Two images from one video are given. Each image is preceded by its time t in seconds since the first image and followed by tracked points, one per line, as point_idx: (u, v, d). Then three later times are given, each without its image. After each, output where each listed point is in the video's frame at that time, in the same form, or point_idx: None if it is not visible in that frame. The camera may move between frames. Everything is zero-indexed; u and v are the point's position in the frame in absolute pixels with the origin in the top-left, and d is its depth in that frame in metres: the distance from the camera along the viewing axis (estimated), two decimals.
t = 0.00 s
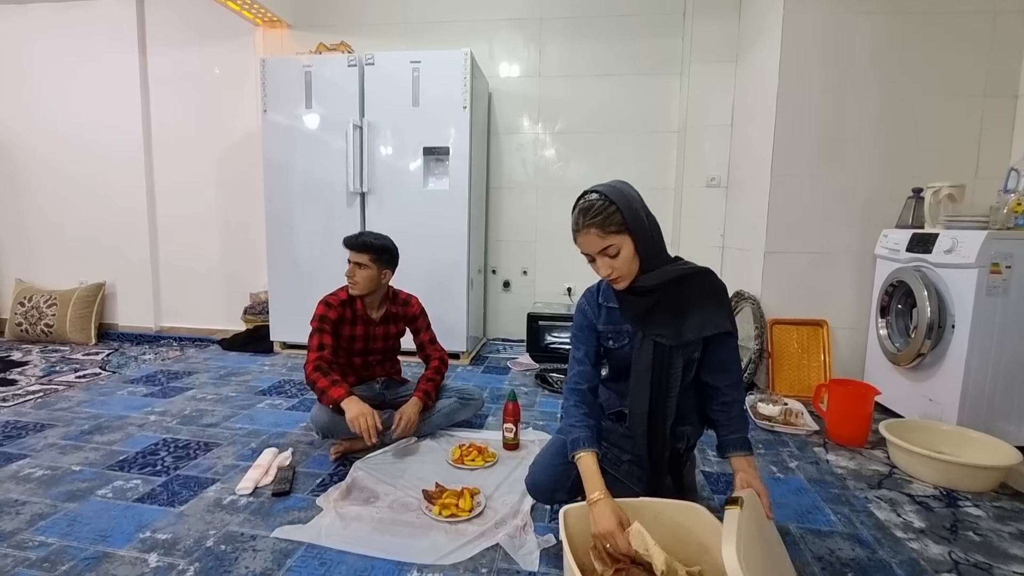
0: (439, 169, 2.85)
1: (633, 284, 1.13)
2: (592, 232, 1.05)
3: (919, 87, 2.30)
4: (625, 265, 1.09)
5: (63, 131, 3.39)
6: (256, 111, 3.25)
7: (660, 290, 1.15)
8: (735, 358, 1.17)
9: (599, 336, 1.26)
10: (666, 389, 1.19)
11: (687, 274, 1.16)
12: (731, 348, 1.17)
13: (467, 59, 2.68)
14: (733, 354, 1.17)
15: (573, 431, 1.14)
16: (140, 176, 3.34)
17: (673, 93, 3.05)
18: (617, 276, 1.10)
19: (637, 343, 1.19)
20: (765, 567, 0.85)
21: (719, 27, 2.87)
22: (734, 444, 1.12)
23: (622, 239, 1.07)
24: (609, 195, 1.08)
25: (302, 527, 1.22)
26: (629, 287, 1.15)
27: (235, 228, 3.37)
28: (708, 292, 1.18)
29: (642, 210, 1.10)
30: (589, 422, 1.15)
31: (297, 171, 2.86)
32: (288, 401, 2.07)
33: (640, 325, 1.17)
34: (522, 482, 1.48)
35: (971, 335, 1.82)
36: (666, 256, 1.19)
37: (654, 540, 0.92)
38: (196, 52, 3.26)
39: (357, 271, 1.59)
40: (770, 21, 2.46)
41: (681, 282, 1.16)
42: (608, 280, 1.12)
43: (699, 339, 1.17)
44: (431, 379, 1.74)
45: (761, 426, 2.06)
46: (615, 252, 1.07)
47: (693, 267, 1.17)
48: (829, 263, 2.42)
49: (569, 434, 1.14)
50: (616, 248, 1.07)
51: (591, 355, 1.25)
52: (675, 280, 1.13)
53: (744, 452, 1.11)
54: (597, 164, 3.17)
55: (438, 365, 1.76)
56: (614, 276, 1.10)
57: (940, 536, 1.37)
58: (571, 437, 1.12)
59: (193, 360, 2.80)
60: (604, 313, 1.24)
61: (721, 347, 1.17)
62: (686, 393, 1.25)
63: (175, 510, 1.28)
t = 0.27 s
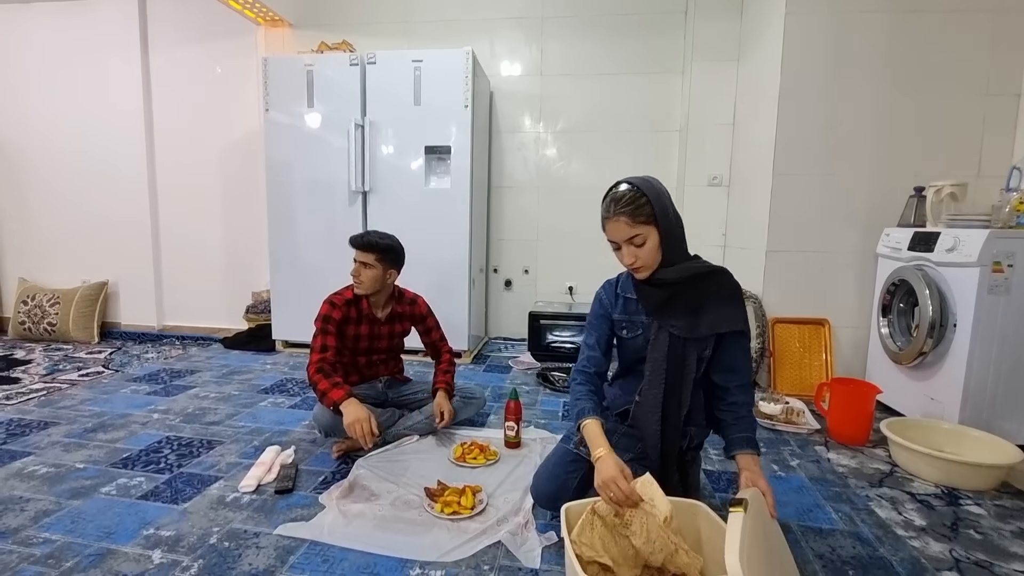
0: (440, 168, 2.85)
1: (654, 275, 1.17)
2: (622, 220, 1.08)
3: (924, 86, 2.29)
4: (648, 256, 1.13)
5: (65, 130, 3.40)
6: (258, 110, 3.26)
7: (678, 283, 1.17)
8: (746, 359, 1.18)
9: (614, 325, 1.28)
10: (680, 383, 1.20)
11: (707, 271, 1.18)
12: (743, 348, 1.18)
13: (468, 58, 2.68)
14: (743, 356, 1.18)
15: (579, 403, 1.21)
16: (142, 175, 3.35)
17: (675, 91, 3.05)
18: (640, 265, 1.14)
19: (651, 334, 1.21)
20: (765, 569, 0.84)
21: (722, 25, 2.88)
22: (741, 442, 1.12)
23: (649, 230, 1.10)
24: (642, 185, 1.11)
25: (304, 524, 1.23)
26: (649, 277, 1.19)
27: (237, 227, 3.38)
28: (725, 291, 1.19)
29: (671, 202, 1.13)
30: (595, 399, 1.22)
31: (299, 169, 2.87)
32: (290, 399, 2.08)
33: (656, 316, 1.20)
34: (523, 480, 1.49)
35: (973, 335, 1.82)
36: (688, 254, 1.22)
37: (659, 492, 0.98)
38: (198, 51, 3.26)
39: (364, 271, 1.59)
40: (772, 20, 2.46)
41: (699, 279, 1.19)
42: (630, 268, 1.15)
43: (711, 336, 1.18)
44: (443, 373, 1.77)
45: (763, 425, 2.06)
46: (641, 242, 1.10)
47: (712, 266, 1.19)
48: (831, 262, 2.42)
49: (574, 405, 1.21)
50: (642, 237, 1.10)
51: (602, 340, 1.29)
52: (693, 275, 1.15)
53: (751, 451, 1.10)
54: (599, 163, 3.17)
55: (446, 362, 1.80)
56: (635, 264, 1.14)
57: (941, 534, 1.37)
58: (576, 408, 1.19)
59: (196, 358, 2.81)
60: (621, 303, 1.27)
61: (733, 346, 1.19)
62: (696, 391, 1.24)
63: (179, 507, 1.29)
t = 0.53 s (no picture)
0: (442, 167, 2.85)
1: (665, 264, 1.17)
2: (637, 205, 1.10)
3: (927, 84, 2.29)
4: (660, 244, 1.14)
5: (67, 130, 3.40)
6: (260, 109, 3.25)
7: (690, 275, 1.17)
8: (753, 356, 1.18)
9: (622, 314, 1.32)
10: (690, 372, 1.19)
11: (718, 264, 1.19)
12: (750, 346, 1.18)
13: (469, 57, 2.68)
14: (751, 354, 1.18)
15: (585, 372, 1.25)
16: (144, 175, 3.35)
17: (677, 90, 3.04)
18: (652, 253, 1.15)
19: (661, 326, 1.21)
20: (770, 568, 0.84)
21: (724, 24, 2.87)
22: (747, 439, 1.12)
23: (663, 217, 1.12)
24: (660, 176, 1.14)
25: (308, 523, 1.23)
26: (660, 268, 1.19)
27: (239, 226, 3.38)
28: (735, 287, 1.20)
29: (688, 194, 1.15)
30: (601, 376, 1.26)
31: (300, 168, 2.87)
32: (292, 398, 2.08)
33: (666, 306, 1.20)
34: (526, 479, 1.49)
35: (976, 333, 1.81)
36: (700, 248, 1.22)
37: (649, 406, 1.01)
38: (199, 50, 3.26)
39: (371, 271, 1.59)
40: (774, 18, 2.46)
41: (711, 273, 1.19)
42: (643, 256, 1.17)
43: (718, 330, 1.18)
44: (444, 374, 1.78)
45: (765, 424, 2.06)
46: (655, 228, 1.12)
47: (724, 261, 1.20)
48: (834, 260, 2.42)
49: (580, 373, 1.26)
50: (656, 225, 1.12)
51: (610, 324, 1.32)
52: (707, 268, 1.15)
53: (757, 449, 1.11)
54: (600, 162, 3.17)
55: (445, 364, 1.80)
56: (648, 252, 1.15)
57: (945, 533, 1.37)
58: (583, 375, 1.24)
59: (198, 358, 2.81)
60: (631, 292, 1.30)
61: (741, 342, 1.19)
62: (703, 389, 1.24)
63: (182, 505, 1.29)
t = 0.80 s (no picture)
0: (445, 167, 2.85)
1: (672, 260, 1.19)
2: (646, 201, 1.12)
3: (932, 84, 2.28)
4: (667, 241, 1.15)
5: (71, 129, 3.40)
6: (263, 109, 3.26)
7: (697, 272, 1.17)
8: (758, 355, 1.18)
9: (628, 308, 1.32)
10: (697, 368, 1.18)
11: (725, 262, 1.19)
12: (756, 345, 1.18)
13: (473, 57, 2.68)
14: (756, 352, 1.18)
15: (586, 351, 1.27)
16: (147, 174, 3.36)
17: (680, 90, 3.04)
18: (659, 250, 1.16)
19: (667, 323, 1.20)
20: (777, 570, 0.85)
21: (727, 24, 2.87)
22: (753, 439, 1.13)
23: (671, 215, 1.14)
24: (671, 174, 1.15)
25: (313, 522, 1.23)
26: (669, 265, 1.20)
27: (242, 226, 3.38)
28: (742, 286, 1.20)
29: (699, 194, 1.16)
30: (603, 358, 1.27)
31: (303, 168, 2.87)
32: (296, 398, 2.08)
33: (672, 301, 1.20)
34: (531, 479, 1.49)
35: (981, 334, 1.81)
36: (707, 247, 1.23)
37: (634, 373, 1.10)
38: (203, 50, 3.26)
39: (377, 271, 1.60)
40: (779, 18, 2.45)
41: (718, 271, 1.19)
42: (650, 253, 1.18)
43: (723, 326, 1.19)
44: (448, 374, 1.79)
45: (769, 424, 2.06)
46: (662, 225, 1.14)
47: (731, 260, 1.20)
48: (838, 260, 2.41)
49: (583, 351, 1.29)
50: (664, 221, 1.14)
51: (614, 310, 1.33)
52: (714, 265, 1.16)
53: (762, 449, 1.12)
54: (603, 162, 3.16)
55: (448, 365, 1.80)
56: (655, 249, 1.16)
57: (951, 534, 1.36)
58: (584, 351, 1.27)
59: (202, 357, 2.81)
60: (637, 287, 1.31)
61: (746, 340, 1.19)
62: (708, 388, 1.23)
63: (188, 505, 1.29)
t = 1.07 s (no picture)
0: (449, 168, 2.85)
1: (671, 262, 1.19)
2: (643, 203, 1.14)
3: (937, 85, 2.28)
4: (662, 245, 1.16)
5: (74, 129, 3.41)
6: (267, 110, 3.26)
7: (698, 273, 1.17)
8: (762, 358, 1.17)
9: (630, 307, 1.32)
10: (699, 369, 1.18)
11: (727, 265, 1.19)
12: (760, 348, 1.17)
13: (477, 57, 2.68)
14: (759, 355, 1.17)
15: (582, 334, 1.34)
16: (150, 175, 3.36)
17: (683, 91, 3.04)
18: (653, 251, 1.18)
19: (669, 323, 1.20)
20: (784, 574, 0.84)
21: (731, 24, 2.87)
22: (757, 440, 1.11)
23: (667, 221, 1.14)
24: (677, 178, 1.15)
25: (318, 524, 1.23)
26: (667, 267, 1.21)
27: (245, 226, 3.38)
28: (744, 289, 1.19)
29: (704, 199, 1.14)
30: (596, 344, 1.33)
31: (306, 168, 2.87)
32: (300, 398, 2.08)
33: (674, 302, 1.19)
34: (536, 480, 1.49)
35: (985, 336, 1.80)
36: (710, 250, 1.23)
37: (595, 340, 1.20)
38: (206, 50, 3.27)
39: (380, 270, 1.59)
40: (783, 19, 2.45)
41: (720, 273, 1.19)
42: (645, 253, 1.20)
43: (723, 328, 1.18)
44: (452, 375, 1.78)
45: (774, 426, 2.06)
46: (656, 229, 1.15)
47: (733, 263, 1.20)
48: (842, 261, 2.41)
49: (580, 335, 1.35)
50: (659, 225, 1.15)
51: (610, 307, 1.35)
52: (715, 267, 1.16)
53: (767, 450, 1.10)
54: (606, 163, 3.16)
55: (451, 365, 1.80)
56: (650, 250, 1.18)
57: (957, 537, 1.36)
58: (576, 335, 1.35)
59: (205, 357, 2.82)
60: (640, 286, 1.31)
61: (748, 343, 1.18)
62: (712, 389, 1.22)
63: (193, 506, 1.29)
